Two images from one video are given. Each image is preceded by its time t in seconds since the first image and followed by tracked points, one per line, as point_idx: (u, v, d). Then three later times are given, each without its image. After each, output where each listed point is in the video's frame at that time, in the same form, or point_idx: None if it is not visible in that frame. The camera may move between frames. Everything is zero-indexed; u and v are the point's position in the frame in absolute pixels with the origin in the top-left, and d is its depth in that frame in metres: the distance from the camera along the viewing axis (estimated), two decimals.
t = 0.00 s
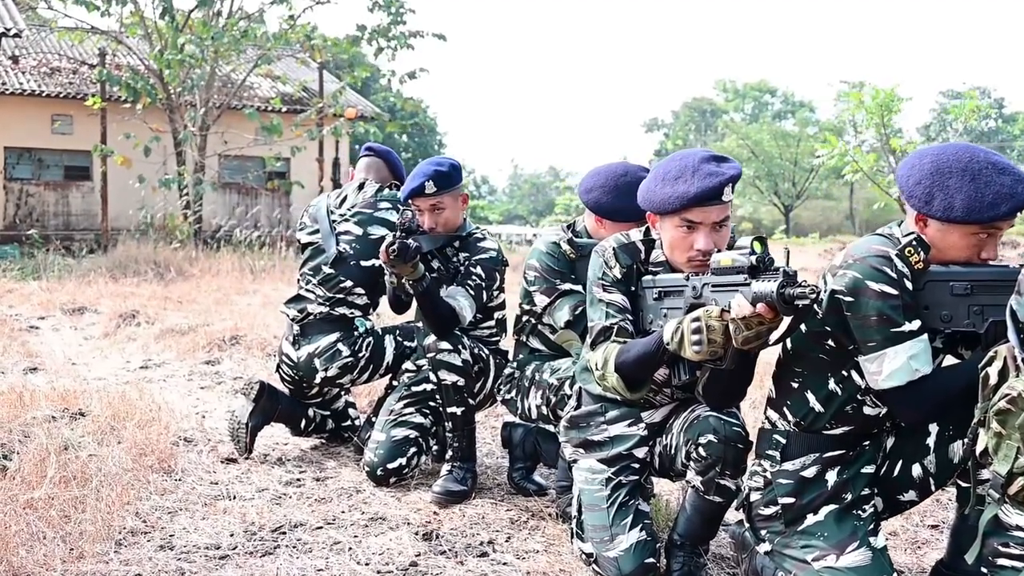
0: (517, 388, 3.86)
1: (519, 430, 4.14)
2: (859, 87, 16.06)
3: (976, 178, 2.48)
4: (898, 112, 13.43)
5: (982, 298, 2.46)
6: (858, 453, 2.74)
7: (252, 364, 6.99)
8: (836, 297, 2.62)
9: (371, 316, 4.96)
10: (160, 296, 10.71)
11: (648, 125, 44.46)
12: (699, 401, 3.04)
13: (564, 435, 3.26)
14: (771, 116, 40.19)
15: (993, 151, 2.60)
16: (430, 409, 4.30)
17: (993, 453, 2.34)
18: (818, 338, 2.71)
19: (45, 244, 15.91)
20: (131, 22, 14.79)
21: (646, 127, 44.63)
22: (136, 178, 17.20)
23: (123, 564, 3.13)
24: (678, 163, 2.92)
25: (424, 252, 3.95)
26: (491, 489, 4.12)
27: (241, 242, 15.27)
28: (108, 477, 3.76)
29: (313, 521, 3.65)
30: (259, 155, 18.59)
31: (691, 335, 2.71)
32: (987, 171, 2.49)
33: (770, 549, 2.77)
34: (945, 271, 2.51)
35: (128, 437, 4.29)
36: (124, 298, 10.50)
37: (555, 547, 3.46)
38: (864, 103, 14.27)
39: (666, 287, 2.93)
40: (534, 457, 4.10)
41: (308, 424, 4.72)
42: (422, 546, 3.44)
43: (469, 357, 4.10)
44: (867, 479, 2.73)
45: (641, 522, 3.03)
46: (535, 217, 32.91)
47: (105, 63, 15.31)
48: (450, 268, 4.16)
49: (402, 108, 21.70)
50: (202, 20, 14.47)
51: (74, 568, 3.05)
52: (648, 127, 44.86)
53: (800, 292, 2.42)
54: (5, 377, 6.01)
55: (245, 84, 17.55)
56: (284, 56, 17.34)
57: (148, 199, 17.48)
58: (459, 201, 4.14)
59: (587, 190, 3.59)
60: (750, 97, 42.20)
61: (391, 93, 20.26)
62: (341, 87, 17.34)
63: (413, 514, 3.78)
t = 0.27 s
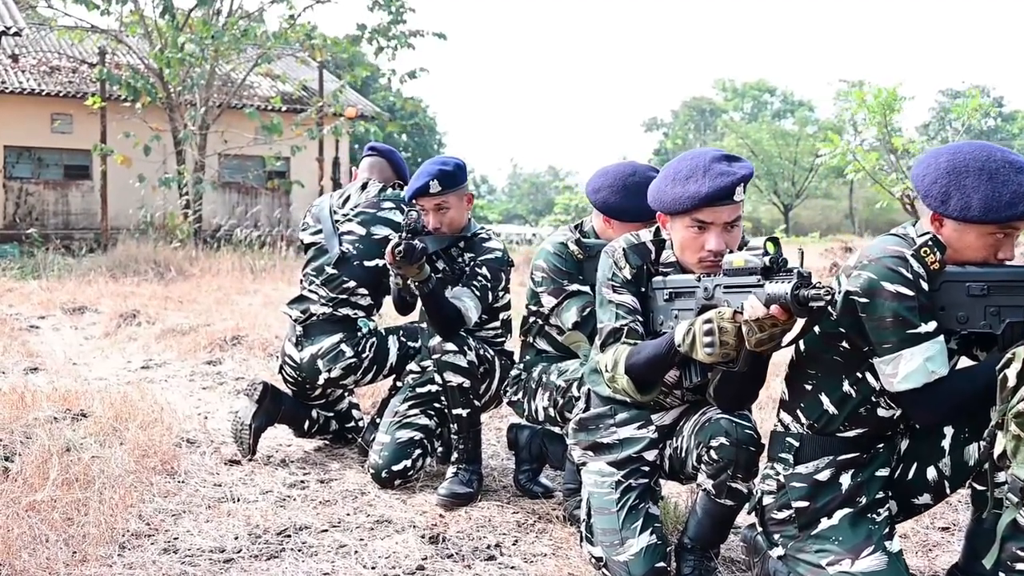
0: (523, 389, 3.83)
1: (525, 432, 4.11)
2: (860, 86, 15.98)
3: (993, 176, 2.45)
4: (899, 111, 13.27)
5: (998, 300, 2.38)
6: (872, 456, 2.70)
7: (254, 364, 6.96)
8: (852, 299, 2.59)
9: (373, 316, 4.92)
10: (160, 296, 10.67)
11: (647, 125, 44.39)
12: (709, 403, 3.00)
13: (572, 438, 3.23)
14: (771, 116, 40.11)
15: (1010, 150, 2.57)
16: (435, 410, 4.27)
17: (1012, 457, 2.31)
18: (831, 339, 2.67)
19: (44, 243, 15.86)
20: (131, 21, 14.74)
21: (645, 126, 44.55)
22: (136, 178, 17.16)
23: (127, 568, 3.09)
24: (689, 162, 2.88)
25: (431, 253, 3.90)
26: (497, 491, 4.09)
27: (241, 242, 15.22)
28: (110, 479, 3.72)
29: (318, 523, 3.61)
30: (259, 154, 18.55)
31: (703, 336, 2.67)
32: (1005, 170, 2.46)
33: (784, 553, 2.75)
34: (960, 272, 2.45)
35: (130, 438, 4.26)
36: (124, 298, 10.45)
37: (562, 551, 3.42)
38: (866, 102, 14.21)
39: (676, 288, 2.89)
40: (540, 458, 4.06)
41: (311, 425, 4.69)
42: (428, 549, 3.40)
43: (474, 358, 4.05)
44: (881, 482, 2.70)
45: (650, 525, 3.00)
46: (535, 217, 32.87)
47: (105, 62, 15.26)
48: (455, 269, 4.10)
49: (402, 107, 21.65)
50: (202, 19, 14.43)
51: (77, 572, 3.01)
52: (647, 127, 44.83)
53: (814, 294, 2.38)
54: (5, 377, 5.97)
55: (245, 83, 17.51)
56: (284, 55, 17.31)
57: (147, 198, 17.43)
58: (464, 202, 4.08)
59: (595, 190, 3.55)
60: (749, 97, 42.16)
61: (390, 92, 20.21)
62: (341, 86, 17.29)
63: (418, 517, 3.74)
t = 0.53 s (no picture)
0: (532, 392, 3.80)
1: (532, 435, 4.07)
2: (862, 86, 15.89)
3: (1011, 176, 2.41)
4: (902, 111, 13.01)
5: (1016, 301, 2.37)
6: (889, 460, 2.67)
7: (257, 365, 6.93)
8: (868, 300, 2.56)
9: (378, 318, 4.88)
10: (162, 297, 10.63)
11: (648, 125, 44.32)
12: (723, 406, 2.97)
13: (583, 441, 3.20)
14: (771, 117, 40.05)
15: None
16: (441, 413, 4.23)
17: None
18: (847, 342, 2.65)
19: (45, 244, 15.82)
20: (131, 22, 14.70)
21: (646, 127, 44.49)
22: (137, 178, 17.12)
23: (133, 572, 3.06)
24: (701, 163, 2.85)
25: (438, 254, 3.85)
26: (504, 494, 4.06)
27: (243, 243, 15.18)
28: (115, 482, 3.68)
29: (325, 526, 3.58)
30: (260, 154, 18.51)
31: (716, 339, 2.64)
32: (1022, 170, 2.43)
33: (800, 558, 2.72)
34: (978, 273, 2.43)
35: (134, 440, 4.22)
36: (126, 299, 10.41)
37: (572, 554, 3.40)
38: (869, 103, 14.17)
39: (689, 290, 2.86)
40: (547, 462, 4.03)
41: (316, 427, 4.66)
42: (437, 553, 3.37)
43: (481, 360, 4.02)
44: (898, 486, 2.67)
45: (663, 529, 2.97)
46: (535, 217, 32.82)
47: (105, 62, 15.23)
48: (462, 270, 4.05)
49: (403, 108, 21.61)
50: (202, 19, 14.39)
51: None
52: (648, 128, 44.77)
53: (830, 296, 2.34)
54: (8, 378, 5.94)
55: (246, 84, 17.48)
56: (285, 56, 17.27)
57: (148, 199, 17.39)
58: (470, 202, 4.03)
59: (603, 191, 3.51)
60: (750, 98, 42.14)
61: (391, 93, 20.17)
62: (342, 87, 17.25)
63: (426, 520, 3.71)
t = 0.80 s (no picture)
0: (554, 394, 3.76)
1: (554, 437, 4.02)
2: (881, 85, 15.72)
3: None
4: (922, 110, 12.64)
5: None
6: (921, 464, 2.62)
7: (276, 366, 6.92)
8: (900, 302, 2.50)
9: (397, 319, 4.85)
10: (181, 297, 10.66)
11: (665, 125, 44.06)
12: (750, 409, 2.93)
13: (607, 444, 3.16)
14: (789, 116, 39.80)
15: None
16: (461, 415, 4.21)
17: None
18: (879, 344, 2.59)
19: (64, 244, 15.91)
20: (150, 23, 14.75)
21: (662, 126, 44.31)
22: (155, 178, 17.19)
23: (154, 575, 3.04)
24: (729, 161, 2.80)
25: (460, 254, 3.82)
26: (525, 497, 4.02)
27: (260, 243, 15.20)
28: (135, 484, 3.67)
29: (346, 530, 3.55)
30: (277, 155, 18.55)
31: (744, 341, 2.60)
32: None
33: (830, 565, 2.67)
34: (1014, 275, 2.43)
35: (154, 442, 4.21)
36: (144, 299, 10.45)
37: (595, 559, 3.36)
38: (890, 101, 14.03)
39: (716, 291, 2.81)
40: (570, 464, 3.98)
41: (336, 429, 4.62)
42: (459, 557, 3.34)
43: (502, 362, 3.98)
44: (930, 492, 2.62)
45: (689, 534, 2.92)
46: (551, 217, 32.76)
47: (124, 63, 15.29)
48: (484, 271, 4.01)
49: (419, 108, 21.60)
50: (220, 20, 14.42)
51: None
52: (664, 127, 44.58)
53: (861, 298, 2.29)
54: (28, 378, 5.95)
55: (263, 84, 17.52)
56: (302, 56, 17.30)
57: (166, 199, 17.46)
58: (492, 202, 4.00)
59: (627, 191, 3.48)
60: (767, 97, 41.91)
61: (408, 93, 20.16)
62: (359, 87, 17.26)
63: (447, 524, 3.68)
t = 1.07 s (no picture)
0: (570, 397, 3.72)
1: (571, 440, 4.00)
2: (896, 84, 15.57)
3: None
4: (939, 111, 12.24)
5: None
6: (947, 470, 2.57)
7: (289, 367, 6.91)
8: (926, 305, 2.45)
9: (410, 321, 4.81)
10: (194, 298, 10.67)
11: (678, 125, 43.86)
12: (772, 413, 2.88)
13: (625, 447, 3.11)
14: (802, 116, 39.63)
15: None
16: (477, 417, 4.17)
17: None
18: (905, 347, 2.54)
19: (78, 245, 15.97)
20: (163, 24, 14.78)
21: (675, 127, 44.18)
22: (168, 179, 17.24)
23: None
24: (750, 161, 2.76)
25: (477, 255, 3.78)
26: (541, 500, 3.98)
27: (272, 244, 15.22)
28: (149, 486, 3.65)
29: (361, 533, 3.52)
30: (289, 155, 18.58)
31: (767, 344, 2.55)
32: None
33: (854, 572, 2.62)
34: None
35: (168, 444, 4.19)
36: (158, 300, 10.46)
37: (613, 564, 3.31)
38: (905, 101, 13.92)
39: (738, 293, 2.77)
40: (586, 468, 3.94)
41: (350, 431, 4.60)
42: (475, 561, 3.31)
43: (519, 364, 3.92)
44: (957, 498, 2.57)
45: (709, 539, 2.88)
46: (563, 218, 32.69)
47: (137, 64, 15.34)
48: (499, 272, 3.96)
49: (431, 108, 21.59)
50: (233, 21, 14.44)
51: None
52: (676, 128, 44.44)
53: (888, 301, 2.25)
54: (42, 379, 5.95)
55: (276, 85, 17.55)
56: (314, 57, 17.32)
57: (179, 200, 17.50)
58: (508, 203, 3.96)
59: (645, 191, 3.43)
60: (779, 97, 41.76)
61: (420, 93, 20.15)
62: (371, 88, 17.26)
63: (463, 527, 3.64)
